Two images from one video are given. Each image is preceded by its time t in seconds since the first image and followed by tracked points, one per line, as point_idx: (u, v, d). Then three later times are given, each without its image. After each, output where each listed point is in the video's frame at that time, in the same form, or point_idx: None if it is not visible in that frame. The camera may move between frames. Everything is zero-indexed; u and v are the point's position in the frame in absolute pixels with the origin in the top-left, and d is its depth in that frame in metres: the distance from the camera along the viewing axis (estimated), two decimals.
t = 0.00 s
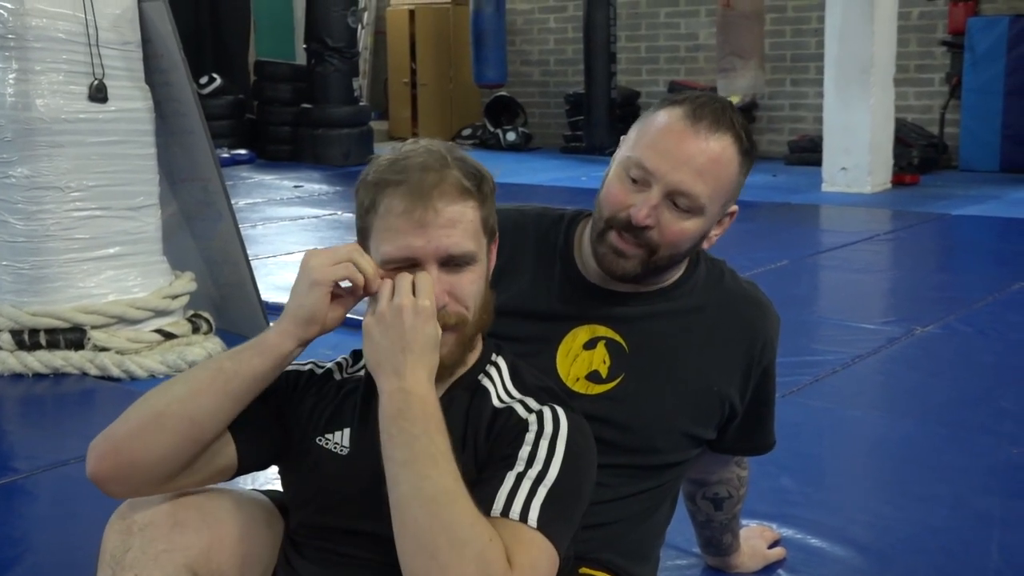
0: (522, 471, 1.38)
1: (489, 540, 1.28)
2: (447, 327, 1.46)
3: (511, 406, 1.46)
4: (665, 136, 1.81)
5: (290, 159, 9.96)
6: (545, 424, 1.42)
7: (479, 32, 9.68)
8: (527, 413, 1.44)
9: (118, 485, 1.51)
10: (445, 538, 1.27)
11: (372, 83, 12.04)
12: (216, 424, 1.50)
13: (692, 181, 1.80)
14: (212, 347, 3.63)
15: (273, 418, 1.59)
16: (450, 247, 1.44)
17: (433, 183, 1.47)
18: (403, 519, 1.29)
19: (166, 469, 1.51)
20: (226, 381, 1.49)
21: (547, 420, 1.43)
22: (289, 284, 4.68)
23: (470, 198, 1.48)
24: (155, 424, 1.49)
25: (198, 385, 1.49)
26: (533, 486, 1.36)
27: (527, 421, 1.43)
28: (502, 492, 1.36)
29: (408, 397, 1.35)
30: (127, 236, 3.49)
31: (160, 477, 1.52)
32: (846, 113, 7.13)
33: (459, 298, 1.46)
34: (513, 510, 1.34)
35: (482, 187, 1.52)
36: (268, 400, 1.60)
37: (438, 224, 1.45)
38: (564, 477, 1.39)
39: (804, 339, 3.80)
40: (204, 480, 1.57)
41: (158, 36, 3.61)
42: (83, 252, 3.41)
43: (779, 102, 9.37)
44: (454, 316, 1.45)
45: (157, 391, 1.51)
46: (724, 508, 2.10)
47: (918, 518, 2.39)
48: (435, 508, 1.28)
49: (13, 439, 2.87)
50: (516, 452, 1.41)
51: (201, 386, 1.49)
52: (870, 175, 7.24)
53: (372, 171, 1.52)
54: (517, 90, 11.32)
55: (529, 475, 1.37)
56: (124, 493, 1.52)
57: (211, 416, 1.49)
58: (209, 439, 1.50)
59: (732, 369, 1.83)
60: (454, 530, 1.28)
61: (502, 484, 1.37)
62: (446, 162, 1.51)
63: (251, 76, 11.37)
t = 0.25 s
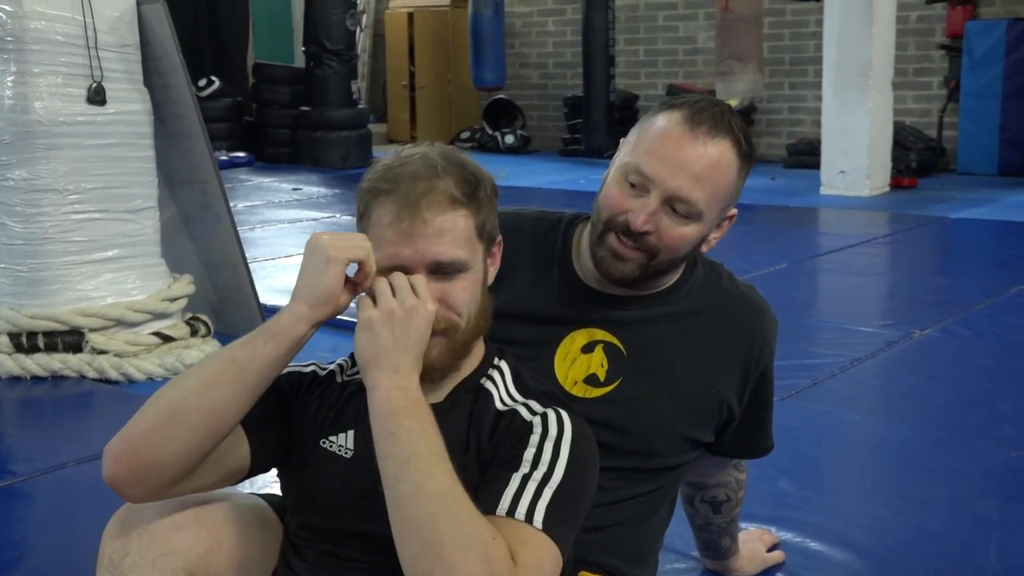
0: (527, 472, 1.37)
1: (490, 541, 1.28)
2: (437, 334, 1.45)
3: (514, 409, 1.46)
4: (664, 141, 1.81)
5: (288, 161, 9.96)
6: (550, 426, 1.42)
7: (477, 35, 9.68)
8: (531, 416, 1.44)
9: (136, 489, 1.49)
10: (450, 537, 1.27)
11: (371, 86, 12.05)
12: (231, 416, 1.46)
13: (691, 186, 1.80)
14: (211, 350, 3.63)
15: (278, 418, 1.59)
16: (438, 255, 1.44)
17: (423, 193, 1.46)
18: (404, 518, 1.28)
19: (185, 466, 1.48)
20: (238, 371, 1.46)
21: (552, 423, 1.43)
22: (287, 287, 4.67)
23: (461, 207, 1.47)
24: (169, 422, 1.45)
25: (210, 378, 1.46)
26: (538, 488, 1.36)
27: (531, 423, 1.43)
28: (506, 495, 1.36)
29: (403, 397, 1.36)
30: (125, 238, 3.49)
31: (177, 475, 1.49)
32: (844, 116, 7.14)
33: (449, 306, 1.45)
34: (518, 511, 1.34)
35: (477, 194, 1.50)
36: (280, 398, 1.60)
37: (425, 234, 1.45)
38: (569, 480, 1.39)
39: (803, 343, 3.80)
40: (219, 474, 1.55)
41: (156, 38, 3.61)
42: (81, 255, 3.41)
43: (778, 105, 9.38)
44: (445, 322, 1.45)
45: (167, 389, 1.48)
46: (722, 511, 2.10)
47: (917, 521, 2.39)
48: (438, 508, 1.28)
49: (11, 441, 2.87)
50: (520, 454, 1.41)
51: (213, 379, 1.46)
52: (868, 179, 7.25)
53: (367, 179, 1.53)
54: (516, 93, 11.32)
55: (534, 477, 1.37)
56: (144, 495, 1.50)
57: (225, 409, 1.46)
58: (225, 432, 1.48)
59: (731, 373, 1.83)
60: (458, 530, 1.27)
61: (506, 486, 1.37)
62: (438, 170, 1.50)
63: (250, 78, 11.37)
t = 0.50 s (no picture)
0: (528, 471, 1.37)
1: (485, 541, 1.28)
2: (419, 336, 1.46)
3: (514, 407, 1.46)
4: (664, 143, 1.81)
5: (286, 161, 9.96)
6: (551, 425, 1.42)
7: (475, 34, 9.68)
8: (532, 414, 1.44)
9: (144, 489, 1.48)
10: (447, 535, 1.26)
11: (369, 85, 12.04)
12: (236, 405, 1.46)
13: (689, 190, 1.80)
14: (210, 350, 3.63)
15: (278, 417, 1.59)
16: (421, 258, 1.45)
17: (414, 199, 1.47)
18: (400, 516, 1.28)
19: (193, 461, 1.48)
20: (240, 360, 1.47)
21: (552, 422, 1.42)
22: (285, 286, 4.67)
23: (453, 213, 1.47)
24: (173, 417, 1.45)
25: (212, 369, 1.47)
26: (539, 487, 1.36)
27: (532, 422, 1.43)
28: (506, 494, 1.35)
29: (391, 396, 1.36)
30: (123, 238, 3.49)
31: (185, 471, 1.49)
32: (843, 114, 7.14)
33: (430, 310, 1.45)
34: (518, 509, 1.34)
35: (472, 201, 1.49)
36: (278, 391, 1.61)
37: (411, 235, 1.46)
38: (568, 479, 1.38)
39: (801, 341, 3.80)
40: (222, 470, 1.55)
41: (154, 38, 3.61)
42: (79, 255, 3.41)
43: (776, 103, 9.38)
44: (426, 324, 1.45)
45: (170, 385, 1.49)
46: (721, 510, 2.11)
47: (916, 519, 2.39)
48: (434, 506, 1.28)
49: (10, 442, 2.86)
50: (520, 453, 1.40)
51: (215, 370, 1.47)
52: (867, 177, 7.24)
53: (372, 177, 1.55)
54: (514, 92, 11.32)
55: (534, 476, 1.37)
56: (153, 495, 1.49)
57: (228, 399, 1.46)
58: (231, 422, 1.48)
59: (730, 371, 1.83)
60: (454, 528, 1.27)
61: (507, 485, 1.37)
62: (433, 176, 1.50)
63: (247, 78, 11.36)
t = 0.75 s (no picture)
0: (532, 467, 1.37)
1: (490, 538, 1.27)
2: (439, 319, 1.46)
3: (519, 404, 1.46)
4: (672, 144, 1.81)
5: (291, 158, 9.96)
6: (555, 422, 1.42)
7: (480, 31, 9.66)
8: (536, 411, 1.44)
9: (155, 482, 1.47)
10: (452, 532, 1.26)
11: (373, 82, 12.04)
12: (248, 400, 1.46)
13: (696, 192, 1.80)
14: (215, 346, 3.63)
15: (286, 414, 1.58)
16: (447, 239, 1.46)
17: (438, 179, 1.50)
18: (405, 513, 1.27)
19: (204, 456, 1.47)
20: (253, 355, 1.47)
21: (557, 418, 1.42)
22: (290, 283, 4.67)
23: (475, 197, 1.50)
24: (186, 410, 1.45)
25: (226, 363, 1.47)
26: (544, 482, 1.36)
27: (536, 418, 1.43)
28: (511, 490, 1.35)
29: (393, 398, 1.36)
30: (129, 235, 3.49)
31: (196, 466, 1.48)
32: (848, 111, 7.13)
33: (453, 291, 1.46)
34: (523, 505, 1.34)
35: (491, 187, 1.53)
36: (286, 389, 1.60)
37: (436, 216, 1.47)
38: (573, 475, 1.38)
39: (806, 338, 3.80)
40: (232, 467, 1.54)
41: (159, 35, 3.61)
42: (85, 252, 3.41)
43: (781, 100, 9.37)
44: (449, 307, 1.46)
45: (183, 379, 1.48)
46: (728, 507, 2.10)
47: (922, 516, 2.39)
48: (438, 503, 1.27)
49: (16, 438, 2.87)
50: (525, 448, 1.40)
51: (228, 364, 1.46)
52: (872, 174, 7.23)
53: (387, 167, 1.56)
54: (518, 89, 11.31)
55: (539, 471, 1.36)
56: (164, 488, 1.48)
57: (242, 393, 1.45)
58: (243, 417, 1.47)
59: (737, 369, 1.83)
60: (458, 525, 1.26)
61: (511, 480, 1.37)
62: (455, 160, 1.54)
63: (252, 75, 11.36)
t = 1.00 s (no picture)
0: (531, 472, 1.37)
1: (494, 544, 1.27)
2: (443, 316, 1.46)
3: (515, 408, 1.45)
4: (666, 150, 1.81)
5: (287, 161, 9.95)
6: (553, 426, 1.41)
7: (475, 36, 9.67)
8: (533, 415, 1.43)
9: (147, 494, 1.46)
10: (455, 536, 1.26)
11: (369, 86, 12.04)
12: (245, 414, 1.46)
13: (689, 197, 1.80)
14: (209, 350, 3.62)
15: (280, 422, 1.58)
16: (454, 233, 1.47)
17: (443, 175, 1.51)
18: (407, 518, 1.27)
19: (199, 468, 1.47)
20: (250, 367, 1.46)
21: (554, 423, 1.42)
22: (284, 287, 4.67)
23: (478, 192, 1.52)
24: (182, 422, 1.44)
25: (221, 376, 1.46)
26: (542, 487, 1.36)
27: (534, 422, 1.42)
28: (509, 495, 1.35)
29: (395, 404, 1.35)
30: (122, 238, 3.48)
31: (190, 478, 1.48)
32: (843, 116, 7.14)
33: (459, 286, 1.46)
34: (523, 510, 1.34)
35: (492, 185, 1.55)
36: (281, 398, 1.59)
37: (444, 209, 1.48)
38: (570, 480, 1.38)
39: (801, 343, 3.80)
40: (225, 477, 1.54)
41: (154, 38, 3.61)
42: (78, 255, 3.40)
43: (776, 105, 9.39)
44: (454, 304, 1.46)
45: (178, 390, 1.47)
46: (721, 512, 2.10)
47: (915, 521, 2.39)
48: (440, 508, 1.27)
49: (8, 442, 2.86)
50: (523, 452, 1.40)
51: (225, 377, 1.46)
52: (867, 179, 7.25)
53: (385, 167, 1.56)
54: (514, 93, 11.32)
55: (538, 476, 1.36)
56: (155, 499, 1.47)
57: (239, 406, 1.45)
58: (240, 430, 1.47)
59: (731, 375, 1.83)
60: (460, 530, 1.26)
61: (509, 485, 1.36)
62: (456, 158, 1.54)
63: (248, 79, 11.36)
